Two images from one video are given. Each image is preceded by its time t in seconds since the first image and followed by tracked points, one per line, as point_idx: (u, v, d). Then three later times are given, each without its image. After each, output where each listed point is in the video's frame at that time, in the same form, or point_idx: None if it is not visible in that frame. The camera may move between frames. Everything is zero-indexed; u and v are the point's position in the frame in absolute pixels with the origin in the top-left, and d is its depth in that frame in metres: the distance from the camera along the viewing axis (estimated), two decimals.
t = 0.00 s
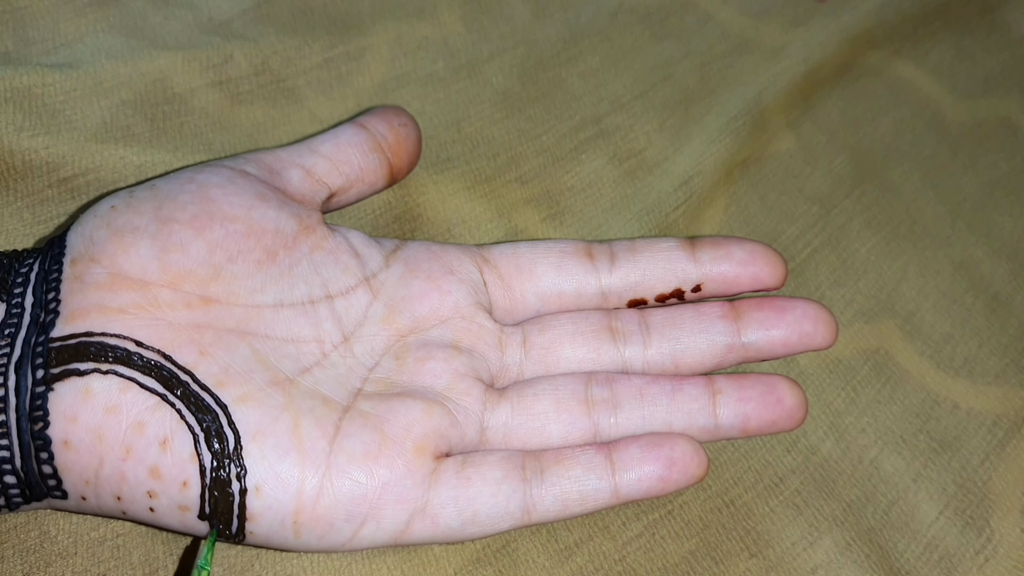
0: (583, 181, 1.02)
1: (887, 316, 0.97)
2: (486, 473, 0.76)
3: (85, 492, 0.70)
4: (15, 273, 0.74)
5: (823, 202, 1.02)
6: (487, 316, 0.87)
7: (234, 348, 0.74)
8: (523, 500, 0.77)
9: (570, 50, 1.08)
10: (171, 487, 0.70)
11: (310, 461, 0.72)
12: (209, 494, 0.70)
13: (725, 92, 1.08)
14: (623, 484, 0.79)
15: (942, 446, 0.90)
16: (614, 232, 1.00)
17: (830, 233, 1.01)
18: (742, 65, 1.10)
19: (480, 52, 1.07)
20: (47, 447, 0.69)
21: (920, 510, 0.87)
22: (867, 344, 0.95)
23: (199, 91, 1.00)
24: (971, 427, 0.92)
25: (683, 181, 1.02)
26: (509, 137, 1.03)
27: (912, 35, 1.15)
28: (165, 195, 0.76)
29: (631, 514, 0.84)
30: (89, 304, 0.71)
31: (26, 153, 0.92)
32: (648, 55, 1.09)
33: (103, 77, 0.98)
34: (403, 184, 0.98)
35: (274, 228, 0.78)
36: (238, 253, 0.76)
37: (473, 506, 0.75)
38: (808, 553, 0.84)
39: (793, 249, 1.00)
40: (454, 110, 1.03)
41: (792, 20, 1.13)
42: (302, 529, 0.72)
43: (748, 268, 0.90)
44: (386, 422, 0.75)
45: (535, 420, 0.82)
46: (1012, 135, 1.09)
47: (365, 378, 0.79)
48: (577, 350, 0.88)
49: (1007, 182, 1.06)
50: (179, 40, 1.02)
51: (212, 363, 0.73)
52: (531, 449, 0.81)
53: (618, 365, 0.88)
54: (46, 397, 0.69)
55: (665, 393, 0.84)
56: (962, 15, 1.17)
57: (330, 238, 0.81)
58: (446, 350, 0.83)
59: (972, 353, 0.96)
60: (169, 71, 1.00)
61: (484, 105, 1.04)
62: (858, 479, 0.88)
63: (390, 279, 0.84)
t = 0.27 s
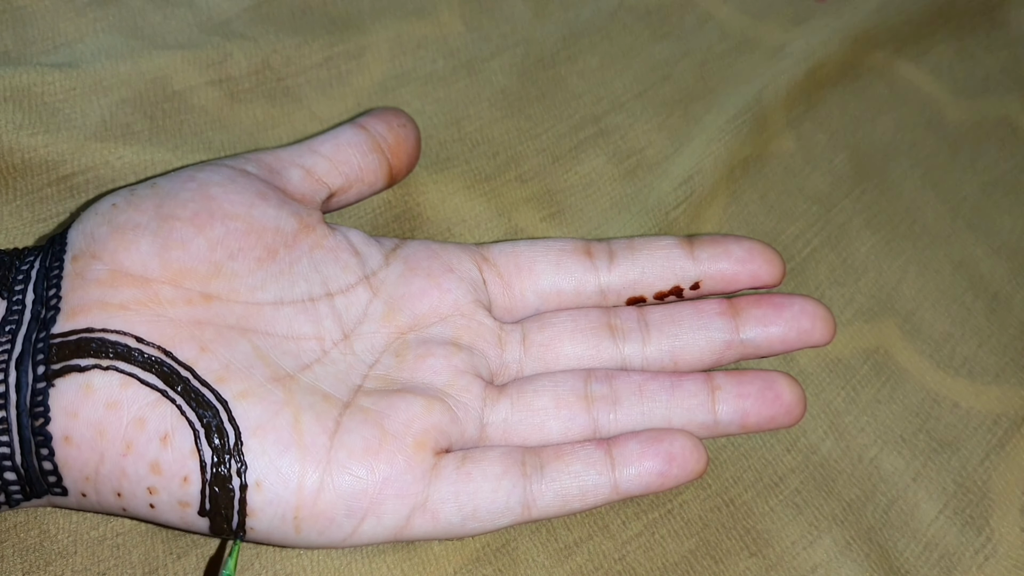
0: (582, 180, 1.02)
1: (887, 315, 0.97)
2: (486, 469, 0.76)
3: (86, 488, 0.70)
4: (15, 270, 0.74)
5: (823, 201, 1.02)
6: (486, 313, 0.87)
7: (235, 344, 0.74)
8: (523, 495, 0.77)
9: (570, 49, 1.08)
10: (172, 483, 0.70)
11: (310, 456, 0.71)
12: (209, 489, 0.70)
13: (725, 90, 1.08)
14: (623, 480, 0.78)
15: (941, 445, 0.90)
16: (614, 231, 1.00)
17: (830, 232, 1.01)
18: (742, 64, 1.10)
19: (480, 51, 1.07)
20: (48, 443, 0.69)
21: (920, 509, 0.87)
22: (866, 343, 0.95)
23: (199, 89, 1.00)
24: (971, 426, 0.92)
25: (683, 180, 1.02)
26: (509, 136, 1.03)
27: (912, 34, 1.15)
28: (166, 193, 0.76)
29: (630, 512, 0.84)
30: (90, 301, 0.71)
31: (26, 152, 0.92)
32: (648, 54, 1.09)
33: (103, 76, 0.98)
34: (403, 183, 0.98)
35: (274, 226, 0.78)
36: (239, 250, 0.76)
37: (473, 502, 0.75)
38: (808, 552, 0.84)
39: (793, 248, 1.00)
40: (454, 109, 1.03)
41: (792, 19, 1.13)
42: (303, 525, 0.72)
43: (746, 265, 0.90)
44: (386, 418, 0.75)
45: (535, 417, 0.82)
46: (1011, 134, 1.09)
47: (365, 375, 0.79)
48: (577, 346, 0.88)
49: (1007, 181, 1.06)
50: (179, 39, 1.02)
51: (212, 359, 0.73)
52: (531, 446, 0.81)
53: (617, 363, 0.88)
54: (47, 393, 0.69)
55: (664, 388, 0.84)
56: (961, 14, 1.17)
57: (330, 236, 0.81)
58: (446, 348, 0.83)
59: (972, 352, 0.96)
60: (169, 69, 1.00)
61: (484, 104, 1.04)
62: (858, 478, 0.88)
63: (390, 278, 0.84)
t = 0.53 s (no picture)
0: (582, 180, 1.02)
1: (887, 314, 0.97)
2: (487, 463, 0.76)
3: (86, 484, 0.70)
4: (16, 269, 0.74)
5: (823, 200, 1.02)
6: (485, 311, 0.87)
7: (235, 340, 0.74)
8: (523, 488, 0.77)
9: (570, 48, 1.08)
10: (173, 477, 0.70)
11: (311, 450, 0.71)
12: (210, 484, 0.70)
13: (725, 90, 1.08)
14: (623, 473, 0.79)
15: (941, 445, 0.90)
16: (614, 230, 1.00)
17: (829, 231, 1.01)
18: (742, 63, 1.10)
19: (480, 50, 1.07)
20: (48, 439, 0.69)
21: (919, 508, 0.87)
22: (866, 342, 0.95)
23: (199, 88, 1.00)
24: (970, 425, 0.92)
25: (682, 180, 1.02)
26: (509, 136, 1.03)
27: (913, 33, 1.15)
28: (167, 193, 0.77)
29: (630, 511, 0.84)
30: (91, 296, 0.71)
31: (26, 151, 0.92)
32: (648, 54, 1.09)
33: (103, 75, 0.98)
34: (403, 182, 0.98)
35: (274, 225, 0.78)
36: (239, 249, 0.76)
37: (474, 496, 0.75)
38: (807, 551, 0.84)
39: (793, 248, 1.00)
40: (453, 109, 1.03)
41: (792, 18, 1.13)
42: (305, 519, 0.72)
43: (742, 263, 0.90)
44: (386, 411, 0.75)
45: (535, 413, 0.82)
46: (1011, 134, 1.09)
47: (365, 371, 0.79)
48: (576, 342, 0.88)
49: (1007, 181, 1.06)
50: (178, 38, 1.02)
51: (213, 354, 0.73)
52: (531, 441, 0.81)
53: (616, 359, 0.88)
54: (48, 388, 0.69)
55: (663, 382, 0.84)
56: (961, 14, 1.17)
57: (330, 237, 0.81)
58: (446, 344, 0.83)
59: (972, 351, 0.96)
60: (169, 69, 1.00)
61: (484, 103, 1.04)
62: (857, 477, 0.88)
63: (390, 277, 0.84)
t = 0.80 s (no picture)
0: (583, 179, 1.02)
1: (887, 314, 0.97)
2: (493, 462, 0.76)
3: (93, 485, 0.70)
4: (21, 269, 0.73)
5: (823, 200, 1.02)
6: (491, 310, 0.87)
7: (241, 341, 0.74)
8: (530, 488, 0.76)
9: (570, 48, 1.08)
10: (180, 478, 0.69)
11: (318, 450, 0.71)
12: (217, 485, 0.70)
13: (726, 89, 1.08)
14: (630, 473, 0.78)
15: (942, 444, 0.90)
16: (615, 229, 0.99)
17: (830, 231, 1.01)
18: (743, 63, 1.10)
19: (481, 50, 1.07)
20: (56, 441, 0.69)
21: (920, 508, 0.87)
22: (867, 342, 0.95)
23: (199, 88, 1.00)
24: (971, 425, 0.92)
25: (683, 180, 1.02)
26: (510, 135, 1.03)
27: (913, 33, 1.15)
28: (172, 192, 0.76)
29: (630, 511, 0.84)
30: (97, 298, 0.71)
31: (26, 151, 0.92)
32: (649, 53, 1.09)
33: (103, 75, 0.98)
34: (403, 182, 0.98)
35: (280, 224, 0.78)
36: (245, 249, 0.76)
37: (481, 493, 0.75)
38: (808, 551, 0.84)
39: (793, 247, 1.00)
40: (454, 108, 1.03)
41: (793, 18, 1.13)
42: (312, 519, 0.71)
43: (749, 264, 0.90)
44: (392, 411, 0.75)
45: (540, 412, 0.82)
46: (1012, 134, 1.09)
47: (371, 371, 0.79)
48: (581, 343, 0.88)
49: (1008, 180, 1.06)
50: (178, 38, 1.02)
51: (220, 355, 0.72)
52: (537, 439, 0.81)
53: (621, 358, 0.88)
54: (54, 390, 0.68)
55: (669, 382, 0.84)
56: (962, 14, 1.17)
57: (335, 235, 0.82)
58: (452, 344, 0.83)
59: (973, 351, 0.96)
60: (169, 68, 1.00)
61: (484, 102, 1.04)
62: (858, 477, 0.88)
63: (395, 275, 0.84)
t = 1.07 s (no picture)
0: (580, 181, 1.02)
1: (884, 316, 0.97)
2: (497, 466, 0.76)
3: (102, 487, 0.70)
4: (27, 268, 0.72)
5: (821, 202, 1.03)
6: (495, 312, 0.86)
7: (248, 343, 0.74)
8: (533, 491, 0.76)
9: (568, 50, 1.08)
10: (188, 482, 0.69)
11: (325, 454, 0.71)
12: (225, 489, 0.69)
13: (723, 92, 1.08)
14: (632, 475, 0.79)
15: (939, 445, 0.91)
16: (612, 231, 1.00)
17: (827, 233, 1.01)
18: (740, 66, 1.10)
19: (479, 52, 1.07)
20: (64, 443, 0.68)
21: (917, 508, 0.87)
22: (864, 344, 0.95)
23: (197, 90, 1.00)
24: (968, 426, 0.92)
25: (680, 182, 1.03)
26: (507, 137, 1.03)
27: (910, 35, 1.15)
28: (178, 189, 0.76)
29: (628, 512, 0.84)
30: (104, 300, 0.70)
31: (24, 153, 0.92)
32: (646, 56, 1.09)
33: (100, 77, 0.97)
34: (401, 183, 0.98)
35: (286, 222, 0.78)
36: (251, 248, 0.76)
37: (485, 498, 0.75)
38: (805, 553, 0.84)
39: (791, 249, 1.00)
40: (452, 111, 1.03)
41: (790, 21, 1.14)
42: (318, 522, 0.71)
43: (752, 266, 0.90)
44: (398, 415, 0.75)
45: (544, 413, 0.82)
46: (1009, 137, 1.09)
47: (377, 373, 0.78)
48: (584, 344, 0.88)
49: (1004, 182, 1.06)
50: (176, 40, 1.02)
51: (227, 358, 0.72)
52: (541, 441, 0.81)
53: (624, 359, 0.88)
54: (63, 393, 0.68)
55: (671, 386, 0.84)
56: (958, 16, 1.17)
57: (341, 232, 0.81)
58: (457, 345, 0.83)
59: (970, 352, 0.96)
60: (167, 70, 1.00)
61: (482, 105, 1.04)
62: (855, 477, 0.88)
63: (401, 275, 0.84)
